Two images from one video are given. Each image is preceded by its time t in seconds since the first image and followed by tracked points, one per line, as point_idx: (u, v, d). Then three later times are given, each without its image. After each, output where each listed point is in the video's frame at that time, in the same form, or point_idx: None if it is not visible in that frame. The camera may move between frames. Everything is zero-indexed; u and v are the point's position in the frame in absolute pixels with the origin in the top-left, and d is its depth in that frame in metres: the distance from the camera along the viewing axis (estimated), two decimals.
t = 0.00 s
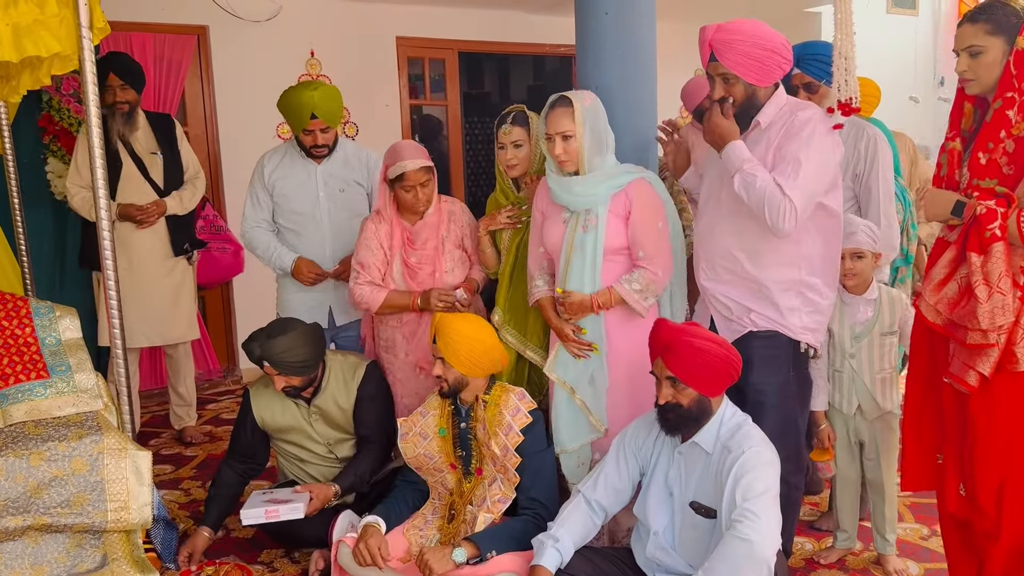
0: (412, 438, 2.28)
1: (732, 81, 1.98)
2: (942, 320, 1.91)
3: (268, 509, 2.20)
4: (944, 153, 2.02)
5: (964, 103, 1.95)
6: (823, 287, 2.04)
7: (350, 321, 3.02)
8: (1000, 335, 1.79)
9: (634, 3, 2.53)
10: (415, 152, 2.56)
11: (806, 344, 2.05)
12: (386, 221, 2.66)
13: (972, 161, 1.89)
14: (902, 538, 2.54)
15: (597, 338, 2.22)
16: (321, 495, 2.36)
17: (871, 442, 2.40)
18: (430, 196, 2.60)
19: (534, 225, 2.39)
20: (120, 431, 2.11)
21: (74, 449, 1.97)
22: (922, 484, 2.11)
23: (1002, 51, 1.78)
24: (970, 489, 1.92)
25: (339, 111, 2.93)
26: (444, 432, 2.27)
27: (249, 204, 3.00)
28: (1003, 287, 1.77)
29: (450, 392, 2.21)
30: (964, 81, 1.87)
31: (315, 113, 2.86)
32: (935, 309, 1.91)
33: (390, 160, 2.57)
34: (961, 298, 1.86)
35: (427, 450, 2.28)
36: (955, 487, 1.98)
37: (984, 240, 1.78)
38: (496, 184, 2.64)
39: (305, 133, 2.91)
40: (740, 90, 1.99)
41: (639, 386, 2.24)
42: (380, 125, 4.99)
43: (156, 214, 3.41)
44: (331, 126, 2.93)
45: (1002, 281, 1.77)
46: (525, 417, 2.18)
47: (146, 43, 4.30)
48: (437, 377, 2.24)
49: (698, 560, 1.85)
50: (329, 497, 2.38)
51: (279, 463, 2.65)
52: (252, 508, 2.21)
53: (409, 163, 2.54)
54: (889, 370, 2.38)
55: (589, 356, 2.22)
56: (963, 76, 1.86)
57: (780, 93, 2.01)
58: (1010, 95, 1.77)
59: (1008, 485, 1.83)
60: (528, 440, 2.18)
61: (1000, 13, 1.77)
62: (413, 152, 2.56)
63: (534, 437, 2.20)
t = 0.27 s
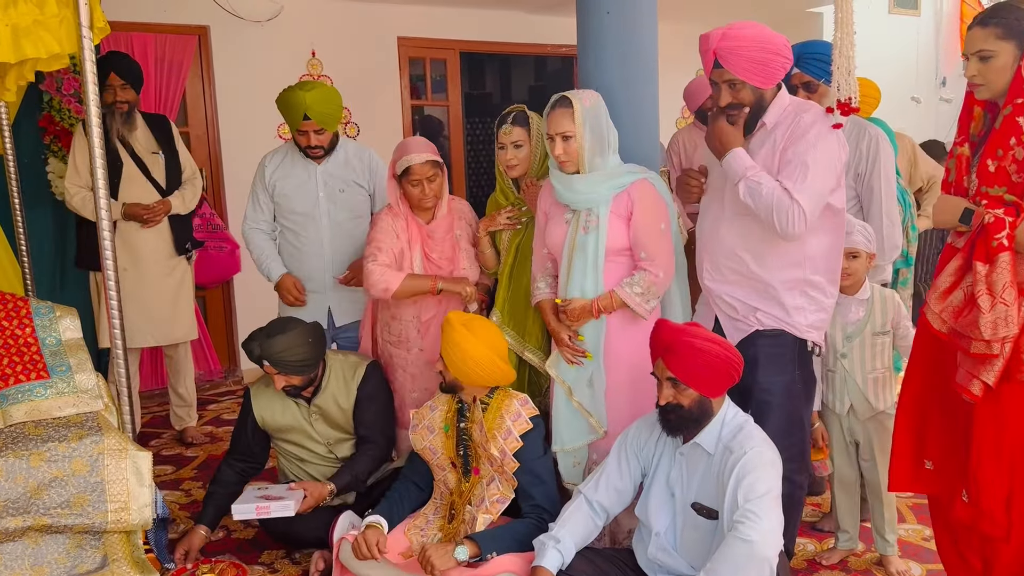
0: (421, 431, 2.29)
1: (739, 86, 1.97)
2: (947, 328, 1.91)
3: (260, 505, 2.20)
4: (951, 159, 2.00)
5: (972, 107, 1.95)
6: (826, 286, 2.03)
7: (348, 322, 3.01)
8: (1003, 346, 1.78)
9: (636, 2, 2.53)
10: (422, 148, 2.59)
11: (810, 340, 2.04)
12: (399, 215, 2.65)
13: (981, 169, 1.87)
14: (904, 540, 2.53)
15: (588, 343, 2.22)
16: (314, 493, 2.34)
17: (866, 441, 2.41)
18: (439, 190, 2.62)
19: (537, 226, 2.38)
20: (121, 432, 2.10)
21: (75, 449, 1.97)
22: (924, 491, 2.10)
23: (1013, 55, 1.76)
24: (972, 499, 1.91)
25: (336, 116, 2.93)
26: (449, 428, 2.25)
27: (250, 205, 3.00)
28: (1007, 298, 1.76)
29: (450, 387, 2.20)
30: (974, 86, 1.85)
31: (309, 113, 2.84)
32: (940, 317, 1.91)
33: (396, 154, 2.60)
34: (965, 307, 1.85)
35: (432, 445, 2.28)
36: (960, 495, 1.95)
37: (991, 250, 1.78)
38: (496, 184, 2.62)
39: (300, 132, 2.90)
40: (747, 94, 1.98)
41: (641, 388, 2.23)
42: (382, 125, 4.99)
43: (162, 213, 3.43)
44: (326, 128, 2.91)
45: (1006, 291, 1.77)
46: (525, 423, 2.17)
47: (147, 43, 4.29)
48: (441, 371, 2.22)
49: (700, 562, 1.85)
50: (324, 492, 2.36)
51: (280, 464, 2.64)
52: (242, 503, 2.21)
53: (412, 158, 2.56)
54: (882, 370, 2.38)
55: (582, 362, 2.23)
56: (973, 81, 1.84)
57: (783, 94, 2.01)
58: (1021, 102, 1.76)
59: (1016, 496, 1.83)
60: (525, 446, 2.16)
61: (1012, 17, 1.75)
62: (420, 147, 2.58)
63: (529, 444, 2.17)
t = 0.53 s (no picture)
0: (425, 431, 2.29)
1: (739, 100, 1.98)
2: (950, 333, 1.89)
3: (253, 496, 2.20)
4: (957, 159, 2.00)
5: (979, 107, 1.93)
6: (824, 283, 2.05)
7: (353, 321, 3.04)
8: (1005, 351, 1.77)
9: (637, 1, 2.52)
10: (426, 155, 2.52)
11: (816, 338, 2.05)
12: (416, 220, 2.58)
13: (987, 171, 1.87)
14: (906, 540, 2.53)
15: (589, 344, 2.22)
16: (310, 489, 2.38)
17: (862, 441, 2.40)
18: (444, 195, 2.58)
19: (543, 227, 2.38)
20: (122, 432, 2.10)
21: (76, 450, 1.96)
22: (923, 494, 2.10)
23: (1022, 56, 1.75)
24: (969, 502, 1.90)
25: (337, 118, 2.90)
26: (454, 430, 2.25)
27: (253, 207, 2.99)
28: (1010, 304, 1.76)
29: (455, 387, 2.20)
30: (982, 87, 1.84)
31: (309, 114, 2.82)
32: (943, 322, 1.89)
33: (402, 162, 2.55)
34: (969, 312, 1.84)
35: (436, 446, 2.28)
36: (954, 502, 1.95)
37: (994, 254, 1.77)
38: (496, 184, 2.62)
39: (300, 134, 2.88)
40: (749, 105, 1.98)
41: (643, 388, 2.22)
42: (384, 126, 4.99)
43: (167, 213, 3.44)
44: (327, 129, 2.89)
45: (1008, 297, 1.76)
46: (530, 428, 2.16)
47: (149, 44, 4.30)
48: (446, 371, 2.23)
49: (701, 563, 1.84)
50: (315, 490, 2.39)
51: (281, 466, 2.64)
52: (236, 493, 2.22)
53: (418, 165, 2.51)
54: (876, 370, 2.38)
55: (582, 364, 2.23)
56: (981, 81, 1.83)
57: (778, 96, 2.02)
58: None
59: (1018, 500, 1.82)
60: (529, 451, 2.14)
61: (1020, 16, 1.74)
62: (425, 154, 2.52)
63: (535, 449, 2.15)
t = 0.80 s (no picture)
0: (428, 430, 2.30)
1: (735, 116, 2.01)
2: (946, 334, 1.89)
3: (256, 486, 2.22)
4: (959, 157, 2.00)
5: (983, 106, 1.93)
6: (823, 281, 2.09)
7: (359, 320, 3.05)
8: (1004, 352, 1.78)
9: None
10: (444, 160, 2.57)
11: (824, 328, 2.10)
12: (427, 225, 2.61)
13: (987, 170, 1.87)
14: (910, 539, 2.53)
15: (600, 351, 2.22)
16: (313, 481, 2.36)
17: (864, 438, 2.40)
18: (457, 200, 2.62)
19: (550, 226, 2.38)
20: (128, 431, 2.11)
21: (82, 449, 1.96)
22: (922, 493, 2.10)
23: None
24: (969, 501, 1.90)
25: (343, 117, 2.90)
26: (455, 430, 2.26)
27: (258, 207, 2.99)
28: (1009, 304, 1.76)
29: (458, 388, 2.22)
30: (986, 85, 1.84)
31: (315, 113, 2.84)
32: (939, 322, 1.89)
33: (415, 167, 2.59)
34: (965, 312, 1.84)
35: (439, 446, 2.28)
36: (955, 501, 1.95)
37: (992, 254, 1.77)
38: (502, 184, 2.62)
39: (306, 133, 2.89)
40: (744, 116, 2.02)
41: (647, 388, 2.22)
42: (387, 125, 4.99)
43: (170, 213, 3.45)
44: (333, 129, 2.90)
45: (1007, 297, 1.76)
46: (532, 429, 2.16)
47: (153, 43, 4.31)
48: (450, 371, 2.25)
49: (704, 562, 1.85)
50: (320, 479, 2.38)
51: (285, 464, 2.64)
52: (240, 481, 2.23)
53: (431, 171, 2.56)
54: (876, 368, 2.39)
55: (590, 368, 2.23)
56: (985, 80, 1.83)
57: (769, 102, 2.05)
58: None
59: (1014, 501, 1.82)
60: (531, 452, 2.15)
61: None
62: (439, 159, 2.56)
63: (537, 450, 2.16)
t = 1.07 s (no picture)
0: (431, 429, 2.30)
1: (731, 109, 2.03)
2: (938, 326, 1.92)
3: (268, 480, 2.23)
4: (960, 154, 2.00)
5: (984, 104, 1.94)
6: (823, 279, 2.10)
7: (364, 318, 3.05)
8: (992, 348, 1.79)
9: None
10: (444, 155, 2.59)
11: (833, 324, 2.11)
12: (424, 221, 2.67)
13: (986, 167, 1.87)
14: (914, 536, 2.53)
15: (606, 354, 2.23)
16: (322, 476, 2.37)
17: (872, 433, 2.39)
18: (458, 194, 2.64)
19: (558, 225, 2.39)
20: (134, 429, 2.12)
21: (88, 446, 1.97)
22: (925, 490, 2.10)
23: None
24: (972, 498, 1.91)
25: (350, 116, 2.93)
26: (457, 429, 2.26)
27: (264, 205, 3.00)
28: (996, 301, 1.77)
29: (461, 387, 2.22)
30: (987, 83, 1.84)
31: (324, 113, 2.85)
32: (931, 316, 1.91)
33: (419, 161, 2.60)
34: (954, 305, 1.86)
35: (441, 444, 2.28)
36: (961, 497, 1.95)
37: (987, 250, 1.78)
38: (508, 181, 2.63)
39: (313, 133, 2.90)
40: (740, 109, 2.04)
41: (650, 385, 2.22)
42: (391, 123, 5.00)
43: (172, 212, 3.46)
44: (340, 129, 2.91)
45: (996, 294, 1.77)
46: (535, 427, 2.17)
47: (158, 43, 4.32)
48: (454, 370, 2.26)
49: (708, 559, 1.85)
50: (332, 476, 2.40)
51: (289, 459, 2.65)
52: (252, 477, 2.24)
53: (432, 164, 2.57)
54: (884, 363, 2.39)
55: (597, 370, 2.24)
56: (985, 77, 1.83)
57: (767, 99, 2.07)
58: None
59: (1012, 499, 1.82)
60: (534, 450, 2.17)
61: None
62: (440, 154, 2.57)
63: (540, 448, 2.18)
